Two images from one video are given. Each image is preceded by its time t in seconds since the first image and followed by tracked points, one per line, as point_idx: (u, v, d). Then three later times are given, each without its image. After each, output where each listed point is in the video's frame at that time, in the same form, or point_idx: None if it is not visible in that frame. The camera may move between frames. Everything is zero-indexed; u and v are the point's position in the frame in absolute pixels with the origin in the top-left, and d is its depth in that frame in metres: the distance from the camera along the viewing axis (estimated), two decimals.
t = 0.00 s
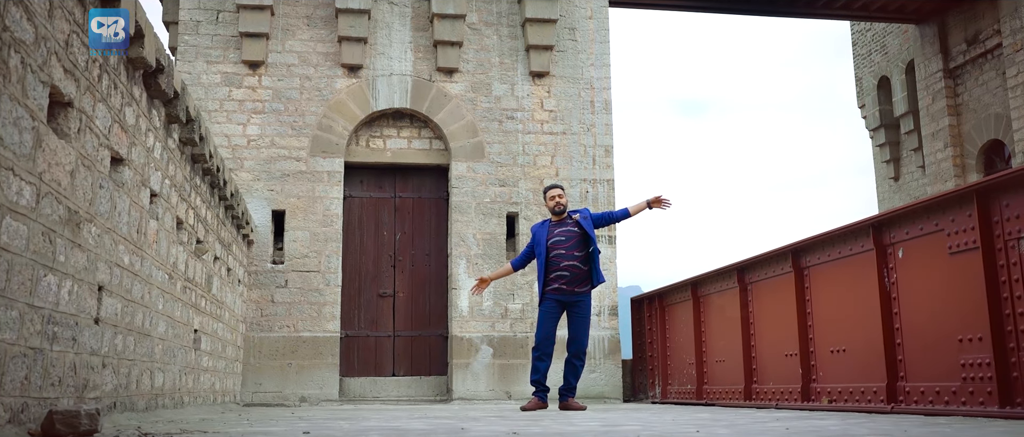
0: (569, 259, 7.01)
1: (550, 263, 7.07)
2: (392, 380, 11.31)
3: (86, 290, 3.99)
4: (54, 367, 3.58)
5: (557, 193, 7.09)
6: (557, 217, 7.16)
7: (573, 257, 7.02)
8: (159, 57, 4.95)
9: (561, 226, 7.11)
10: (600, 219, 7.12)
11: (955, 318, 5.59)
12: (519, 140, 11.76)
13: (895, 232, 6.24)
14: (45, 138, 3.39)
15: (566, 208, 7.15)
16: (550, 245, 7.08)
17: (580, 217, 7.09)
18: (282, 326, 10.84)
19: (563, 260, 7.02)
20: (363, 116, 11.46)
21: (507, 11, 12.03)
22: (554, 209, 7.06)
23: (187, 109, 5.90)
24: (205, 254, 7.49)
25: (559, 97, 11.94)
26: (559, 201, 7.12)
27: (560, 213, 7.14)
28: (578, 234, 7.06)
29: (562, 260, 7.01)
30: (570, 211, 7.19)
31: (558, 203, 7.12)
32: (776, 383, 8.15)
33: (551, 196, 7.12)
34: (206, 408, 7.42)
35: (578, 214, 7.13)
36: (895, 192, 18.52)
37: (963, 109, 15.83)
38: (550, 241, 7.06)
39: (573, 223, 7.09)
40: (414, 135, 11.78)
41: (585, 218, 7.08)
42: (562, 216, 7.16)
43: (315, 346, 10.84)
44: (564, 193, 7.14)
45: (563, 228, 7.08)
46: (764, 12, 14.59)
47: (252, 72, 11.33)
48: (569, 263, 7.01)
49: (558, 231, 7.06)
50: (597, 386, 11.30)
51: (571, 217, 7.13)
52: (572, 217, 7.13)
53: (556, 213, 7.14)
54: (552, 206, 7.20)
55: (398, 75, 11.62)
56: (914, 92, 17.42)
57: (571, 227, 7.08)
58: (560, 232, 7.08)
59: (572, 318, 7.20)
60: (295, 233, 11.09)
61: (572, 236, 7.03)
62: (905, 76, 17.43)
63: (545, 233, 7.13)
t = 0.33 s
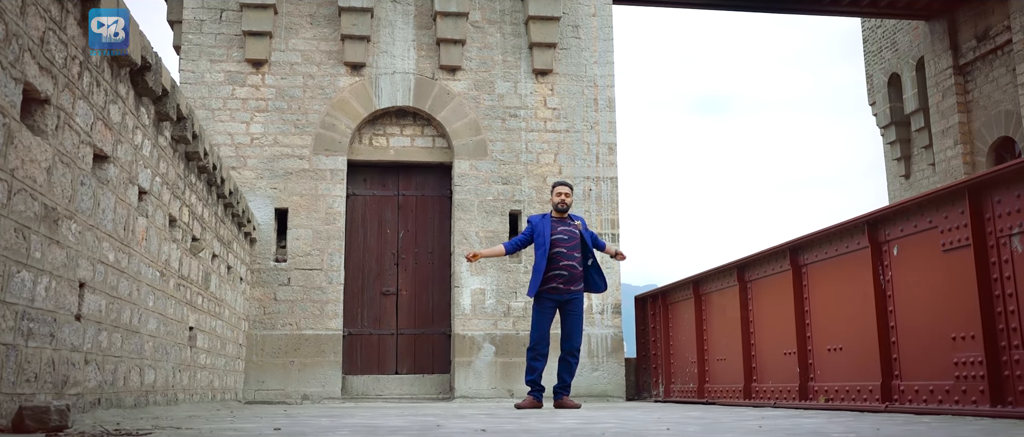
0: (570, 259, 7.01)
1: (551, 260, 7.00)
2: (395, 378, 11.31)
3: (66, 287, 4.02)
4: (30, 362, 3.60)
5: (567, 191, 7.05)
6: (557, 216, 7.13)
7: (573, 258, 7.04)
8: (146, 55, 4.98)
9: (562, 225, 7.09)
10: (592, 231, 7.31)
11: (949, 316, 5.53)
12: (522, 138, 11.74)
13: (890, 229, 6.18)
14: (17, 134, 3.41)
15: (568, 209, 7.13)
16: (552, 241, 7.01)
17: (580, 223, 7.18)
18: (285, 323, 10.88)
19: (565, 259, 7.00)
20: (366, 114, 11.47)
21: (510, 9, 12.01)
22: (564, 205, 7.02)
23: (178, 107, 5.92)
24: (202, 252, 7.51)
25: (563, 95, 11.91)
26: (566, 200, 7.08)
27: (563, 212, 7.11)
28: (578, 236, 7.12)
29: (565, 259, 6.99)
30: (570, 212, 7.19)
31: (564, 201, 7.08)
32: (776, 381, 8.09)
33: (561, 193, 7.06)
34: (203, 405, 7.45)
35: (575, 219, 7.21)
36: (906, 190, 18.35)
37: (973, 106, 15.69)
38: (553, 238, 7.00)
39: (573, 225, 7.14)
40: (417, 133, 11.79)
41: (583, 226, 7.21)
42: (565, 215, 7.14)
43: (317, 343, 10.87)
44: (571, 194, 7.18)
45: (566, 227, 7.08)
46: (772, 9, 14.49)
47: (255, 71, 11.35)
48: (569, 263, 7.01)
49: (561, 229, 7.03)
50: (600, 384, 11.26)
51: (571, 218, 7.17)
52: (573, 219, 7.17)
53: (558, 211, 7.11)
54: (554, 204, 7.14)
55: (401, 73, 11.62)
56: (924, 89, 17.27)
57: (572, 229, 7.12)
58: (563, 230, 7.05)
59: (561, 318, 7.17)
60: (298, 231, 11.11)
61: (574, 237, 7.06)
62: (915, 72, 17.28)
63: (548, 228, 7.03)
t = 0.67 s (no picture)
0: (569, 260, 7.01)
1: (551, 260, 6.97)
2: (399, 380, 11.30)
3: (48, 289, 4.03)
4: (7, 363, 3.62)
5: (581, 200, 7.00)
6: (561, 218, 7.11)
7: (572, 260, 7.05)
8: (134, 56, 5.00)
9: (563, 226, 7.09)
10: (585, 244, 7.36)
11: (944, 319, 5.46)
12: (526, 140, 11.70)
13: (888, 231, 6.11)
14: None
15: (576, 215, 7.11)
16: (554, 241, 6.99)
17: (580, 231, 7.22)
18: (289, 325, 10.89)
19: (565, 260, 6.99)
20: (369, 116, 11.47)
21: (515, 10, 12.00)
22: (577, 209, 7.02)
23: (171, 109, 5.94)
24: (200, 253, 7.52)
25: (567, 97, 11.88)
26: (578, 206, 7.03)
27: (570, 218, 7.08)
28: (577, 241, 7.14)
29: (565, 260, 6.98)
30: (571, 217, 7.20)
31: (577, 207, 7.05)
32: (777, 384, 8.02)
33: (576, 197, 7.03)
34: (200, 407, 7.46)
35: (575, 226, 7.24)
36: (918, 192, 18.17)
37: (985, 107, 15.53)
38: (556, 238, 6.99)
39: (573, 229, 7.16)
40: (421, 135, 11.78)
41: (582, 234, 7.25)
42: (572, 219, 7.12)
43: (320, 345, 10.88)
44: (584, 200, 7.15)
45: (568, 230, 7.09)
46: (780, 10, 14.38)
47: (260, 73, 11.39)
48: (569, 265, 7.01)
49: (563, 230, 7.04)
50: (604, 387, 11.21)
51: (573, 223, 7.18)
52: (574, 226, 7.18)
53: (562, 213, 7.10)
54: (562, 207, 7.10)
55: (405, 75, 11.62)
56: (936, 90, 17.11)
57: (573, 234, 7.13)
58: (565, 232, 7.06)
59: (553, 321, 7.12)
60: (301, 233, 11.13)
61: (574, 241, 7.08)
62: (927, 73, 17.12)
63: (552, 227, 7.00)
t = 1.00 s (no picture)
0: (558, 261, 6.96)
1: (540, 259, 6.95)
2: (403, 379, 11.29)
3: (31, 289, 4.04)
4: None
5: (581, 207, 6.94)
6: (560, 219, 7.05)
7: (562, 260, 6.99)
8: (122, 56, 5.00)
9: (558, 227, 7.03)
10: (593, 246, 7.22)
11: (941, 319, 5.39)
12: (530, 139, 11.67)
13: (886, 230, 6.04)
14: None
15: (578, 221, 7.05)
16: (543, 240, 6.96)
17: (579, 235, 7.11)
18: (293, 324, 10.90)
19: (553, 260, 6.95)
20: (373, 116, 11.47)
21: (519, 9, 11.96)
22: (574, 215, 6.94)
23: (163, 108, 5.94)
24: (198, 253, 7.53)
25: (571, 95, 11.83)
26: (580, 215, 6.97)
27: (568, 223, 7.02)
28: (572, 243, 7.06)
29: (552, 260, 6.94)
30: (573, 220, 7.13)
31: (577, 213, 6.97)
32: (778, 385, 7.95)
33: (577, 202, 6.97)
34: (198, 406, 7.48)
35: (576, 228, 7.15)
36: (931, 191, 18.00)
37: (997, 105, 15.37)
38: (545, 237, 6.95)
39: (570, 231, 7.08)
40: (425, 135, 11.77)
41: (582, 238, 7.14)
42: (571, 221, 7.04)
43: (324, 344, 10.88)
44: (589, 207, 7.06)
45: (562, 231, 7.03)
46: (788, 8, 14.27)
47: (264, 73, 11.41)
48: (557, 265, 6.96)
49: (555, 230, 6.98)
50: (609, 387, 11.16)
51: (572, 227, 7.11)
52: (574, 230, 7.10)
53: (560, 214, 7.04)
54: (564, 211, 7.04)
55: (408, 74, 11.60)
56: (948, 87, 16.94)
57: (569, 237, 7.05)
58: (557, 232, 6.99)
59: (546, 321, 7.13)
60: (306, 232, 11.14)
61: (566, 242, 7.00)
62: (939, 70, 16.95)
63: (543, 226, 6.97)
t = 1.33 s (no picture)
0: (545, 263, 6.93)
1: (528, 261, 7.00)
2: (407, 382, 11.26)
3: (12, 291, 4.04)
4: None
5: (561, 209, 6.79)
6: (550, 221, 7.00)
7: (550, 262, 6.94)
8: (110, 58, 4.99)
9: (548, 229, 6.99)
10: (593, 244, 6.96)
11: (939, 322, 5.30)
12: (535, 140, 11.61)
13: (885, 231, 5.95)
14: None
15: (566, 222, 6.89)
16: (531, 243, 6.99)
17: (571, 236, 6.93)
18: (296, 326, 10.90)
19: (540, 262, 6.94)
20: (378, 117, 11.45)
21: (524, 10, 11.91)
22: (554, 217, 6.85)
23: (156, 110, 5.93)
24: (196, 255, 7.53)
25: (577, 96, 11.77)
26: (562, 216, 6.83)
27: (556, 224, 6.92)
28: (562, 244, 6.95)
29: (538, 262, 6.94)
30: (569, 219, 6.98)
31: (559, 215, 6.85)
32: (780, 388, 7.85)
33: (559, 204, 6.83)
34: (197, 408, 7.47)
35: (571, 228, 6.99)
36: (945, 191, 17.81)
37: (1011, 104, 15.19)
38: (531, 240, 6.97)
39: (562, 233, 6.98)
40: (430, 135, 11.74)
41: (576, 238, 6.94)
42: (559, 222, 6.93)
43: (328, 346, 10.87)
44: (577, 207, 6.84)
45: (551, 233, 6.96)
46: (798, 7, 14.15)
47: (268, 75, 11.42)
48: (543, 268, 6.93)
49: (542, 232, 6.95)
50: (615, 389, 11.09)
51: (565, 228, 6.99)
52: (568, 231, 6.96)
53: (551, 216, 6.99)
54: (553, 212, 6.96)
55: (413, 75, 11.58)
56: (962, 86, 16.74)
57: (558, 237, 6.94)
58: (545, 235, 6.95)
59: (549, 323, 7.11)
60: (310, 234, 11.13)
61: (553, 243, 6.93)
62: (952, 70, 16.76)
63: (530, 229, 6.99)
